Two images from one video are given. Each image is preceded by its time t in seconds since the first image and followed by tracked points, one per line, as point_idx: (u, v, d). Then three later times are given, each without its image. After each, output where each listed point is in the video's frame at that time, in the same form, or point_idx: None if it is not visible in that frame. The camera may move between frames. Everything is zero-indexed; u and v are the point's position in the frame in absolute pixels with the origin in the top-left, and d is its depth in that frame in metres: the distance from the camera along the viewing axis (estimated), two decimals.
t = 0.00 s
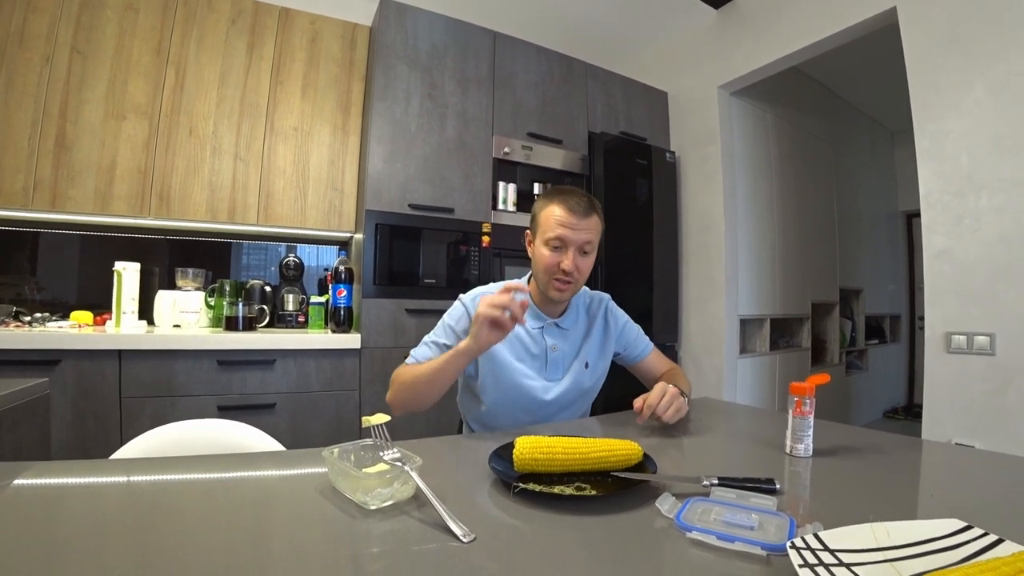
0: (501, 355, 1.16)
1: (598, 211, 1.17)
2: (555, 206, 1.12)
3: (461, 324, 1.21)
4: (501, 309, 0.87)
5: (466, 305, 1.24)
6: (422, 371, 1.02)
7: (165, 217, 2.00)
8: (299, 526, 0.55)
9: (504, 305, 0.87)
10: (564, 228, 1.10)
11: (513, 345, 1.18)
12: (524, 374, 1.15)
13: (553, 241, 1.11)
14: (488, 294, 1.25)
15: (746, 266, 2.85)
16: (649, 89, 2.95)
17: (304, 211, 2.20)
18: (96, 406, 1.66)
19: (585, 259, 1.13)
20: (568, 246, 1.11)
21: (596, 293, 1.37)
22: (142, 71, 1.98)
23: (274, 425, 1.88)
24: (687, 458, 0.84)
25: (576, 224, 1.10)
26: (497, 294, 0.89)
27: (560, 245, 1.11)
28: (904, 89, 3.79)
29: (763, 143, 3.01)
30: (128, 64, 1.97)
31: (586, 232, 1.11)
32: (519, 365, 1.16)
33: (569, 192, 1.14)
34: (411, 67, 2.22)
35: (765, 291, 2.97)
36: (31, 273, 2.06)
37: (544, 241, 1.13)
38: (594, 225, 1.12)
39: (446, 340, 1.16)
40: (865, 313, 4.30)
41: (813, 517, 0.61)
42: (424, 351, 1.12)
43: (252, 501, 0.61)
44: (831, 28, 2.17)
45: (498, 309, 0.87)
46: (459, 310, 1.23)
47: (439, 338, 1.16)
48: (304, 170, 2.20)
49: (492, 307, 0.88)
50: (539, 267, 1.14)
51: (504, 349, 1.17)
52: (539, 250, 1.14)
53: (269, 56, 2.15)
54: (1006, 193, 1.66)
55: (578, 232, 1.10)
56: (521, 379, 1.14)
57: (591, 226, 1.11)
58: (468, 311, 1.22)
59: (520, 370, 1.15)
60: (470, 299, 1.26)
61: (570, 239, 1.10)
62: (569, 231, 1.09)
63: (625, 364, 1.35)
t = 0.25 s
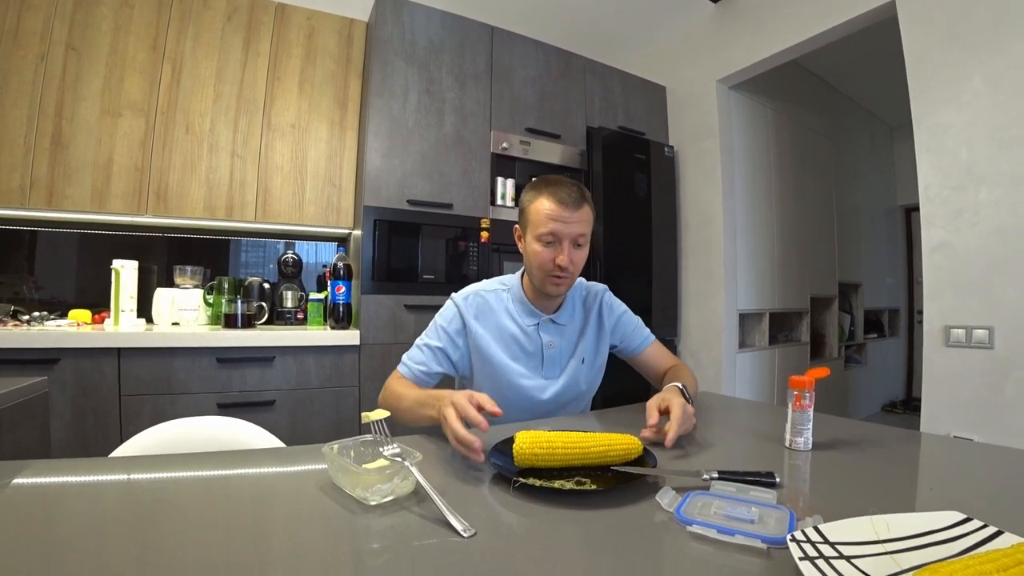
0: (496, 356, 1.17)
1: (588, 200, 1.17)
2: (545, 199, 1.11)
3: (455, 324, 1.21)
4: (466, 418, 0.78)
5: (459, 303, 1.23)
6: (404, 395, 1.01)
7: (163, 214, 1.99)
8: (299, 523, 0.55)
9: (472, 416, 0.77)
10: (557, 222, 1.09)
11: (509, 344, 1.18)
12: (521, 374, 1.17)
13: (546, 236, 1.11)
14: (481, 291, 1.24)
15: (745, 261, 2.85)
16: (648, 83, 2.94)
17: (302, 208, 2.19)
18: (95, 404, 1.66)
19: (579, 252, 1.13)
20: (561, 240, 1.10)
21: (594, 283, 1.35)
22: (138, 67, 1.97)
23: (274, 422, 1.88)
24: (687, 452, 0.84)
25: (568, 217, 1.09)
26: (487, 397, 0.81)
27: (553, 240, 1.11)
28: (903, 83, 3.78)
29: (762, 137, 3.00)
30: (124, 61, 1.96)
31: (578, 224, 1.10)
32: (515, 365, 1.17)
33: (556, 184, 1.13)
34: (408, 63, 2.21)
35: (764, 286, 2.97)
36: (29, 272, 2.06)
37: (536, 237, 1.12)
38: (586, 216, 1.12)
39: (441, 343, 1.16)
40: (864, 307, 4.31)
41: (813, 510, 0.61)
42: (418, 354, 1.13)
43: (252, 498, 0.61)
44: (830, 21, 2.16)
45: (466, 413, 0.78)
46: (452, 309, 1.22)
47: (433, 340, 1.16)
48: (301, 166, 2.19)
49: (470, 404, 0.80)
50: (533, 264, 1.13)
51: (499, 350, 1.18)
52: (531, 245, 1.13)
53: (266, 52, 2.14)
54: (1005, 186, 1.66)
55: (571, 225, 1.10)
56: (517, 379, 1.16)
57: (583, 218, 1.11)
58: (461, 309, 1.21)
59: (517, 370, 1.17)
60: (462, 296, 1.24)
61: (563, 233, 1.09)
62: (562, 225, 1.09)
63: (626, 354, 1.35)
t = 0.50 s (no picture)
0: (493, 356, 1.17)
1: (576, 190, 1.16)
2: (531, 194, 1.10)
3: (450, 324, 1.21)
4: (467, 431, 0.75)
5: (454, 302, 1.22)
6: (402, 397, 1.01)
7: (161, 212, 1.99)
8: (299, 518, 0.55)
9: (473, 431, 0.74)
10: (546, 216, 1.08)
11: (505, 343, 1.19)
12: (518, 373, 1.17)
13: (537, 232, 1.10)
14: (475, 290, 1.24)
15: (745, 255, 2.85)
16: (646, 77, 2.93)
17: (301, 204, 2.19)
18: (95, 402, 1.66)
19: (572, 244, 1.12)
20: (552, 235, 1.10)
21: (592, 276, 1.34)
22: (134, 64, 1.96)
23: (275, 419, 1.88)
24: (687, 446, 0.84)
25: (558, 210, 1.08)
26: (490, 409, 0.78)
27: (545, 236, 1.10)
28: (902, 76, 3.77)
29: (761, 131, 2.99)
30: (120, 57, 1.94)
31: (568, 216, 1.10)
32: (511, 364, 1.18)
33: (543, 176, 1.11)
34: (406, 58, 2.20)
35: (764, 280, 2.97)
36: (27, 271, 2.06)
37: (527, 233, 1.11)
38: (575, 208, 1.11)
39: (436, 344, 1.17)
40: (863, 301, 4.31)
41: (813, 503, 0.61)
42: (413, 354, 1.13)
43: (252, 494, 0.61)
44: (829, 14, 2.15)
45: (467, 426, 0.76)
46: (446, 308, 1.22)
47: (428, 341, 1.16)
48: (300, 162, 2.18)
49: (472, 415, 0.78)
50: (526, 261, 1.12)
51: (495, 349, 1.18)
52: (523, 242, 1.13)
53: (262, 48, 2.13)
54: (1005, 179, 1.66)
55: (561, 218, 1.09)
56: (515, 378, 1.16)
57: (572, 210, 1.10)
58: (456, 308, 1.21)
59: (513, 370, 1.17)
60: (457, 294, 1.24)
61: (554, 227, 1.09)
62: (552, 219, 1.08)
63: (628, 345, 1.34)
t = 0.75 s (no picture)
0: (487, 352, 1.18)
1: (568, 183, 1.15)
2: (522, 189, 1.10)
3: (444, 320, 1.22)
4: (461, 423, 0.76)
5: (447, 299, 1.23)
6: (395, 393, 1.02)
7: (157, 205, 1.98)
8: (296, 512, 0.55)
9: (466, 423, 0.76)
10: (535, 212, 1.08)
11: (499, 339, 1.19)
12: (513, 370, 1.17)
13: (527, 228, 1.10)
14: (469, 286, 1.24)
15: (742, 250, 2.85)
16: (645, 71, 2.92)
17: (298, 198, 2.18)
18: (92, 397, 1.65)
19: (563, 240, 1.12)
20: (542, 231, 1.10)
21: (587, 269, 1.34)
22: (129, 56, 1.94)
23: (272, 413, 1.88)
24: (684, 439, 0.84)
25: (548, 206, 1.08)
26: (483, 404, 0.80)
27: (535, 232, 1.10)
28: (901, 71, 3.77)
29: (759, 126, 2.99)
30: (114, 49, 1.93)
31: (558, 212, 1.09)
32: (506, 360, 1.18)
33: (533, 171, 1.11)
34: (403, 51, 2.19)
35: (761, 275, 2.98)
36: (23, 265, 2.04)
37: (517, 229, 1.11)
38: (566, 203, 1.10)
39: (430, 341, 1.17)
40: (861, 296, 4.32)
41: (809, 496, 0.62)
42: (407, 352, 1.14)
43: (249, 488, 0.61)
44: (829, 8, 2.14)
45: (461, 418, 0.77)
46: (440, 305, 1.22)
47: (422, 338, 1.17)
48: (297, 156, 2.17)
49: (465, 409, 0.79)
50: (518, 257, 1.13)
51: (490, 345, 1.19)
52: (514, 238, 1.13)
53: (259, 40, 2.11)
54: (1002, 175, 1.66)
55: (551, 214, 1.09)
56: (510, 374, 1.16)
57: (563, 206, 1.10)
58: (449, 305, 1.22)
59: (509, 366, 1.17)
60: (450, 290, 1.24)
61: (544, 223, 1.09)
62: (542, 216, 1.08)
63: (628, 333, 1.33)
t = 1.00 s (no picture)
0: (486, 350, 1.17)
1: (560, 178, 1.15)
2: (511, 184, 1.11)
3: (443, 318, 1.22)
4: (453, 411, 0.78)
5: (446, 296, 1.23)
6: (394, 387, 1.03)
7: (156, 201, 1.97)
8: (296, 508, 0.55)
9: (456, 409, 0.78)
10: (521, 206, 1.09)
11: (499, 336, 1.19)
12: (512, 367, 1.17)
13: (514, 222, 1.11)
14: (468, 283, 1.24)
15: (742, 247, 2.85)
16: (645, 67, 2.91)
17: (297, 193, 2.17)
18: (91, 392, 1.65)
19: (551, 235, 1.12)
20: (529, 225, 1.10)
21: (588, 266, 1.34)
22: (127, 51, 1.93)
23: (272, 408, 1.88)
24: (684, 435, 0.84)
25: (533, 200, 1.09)
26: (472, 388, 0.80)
27: (521, 226, 1.11)
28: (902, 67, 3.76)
29: (760, 122, 2.98)
30: (112, 44, 1.91)
31: (545, 206, 1.09)
32: (505, 358, 1.18)
33: (524, 165, 1.12)
34: (403, 45, 2.18)
35: (761, 271, 2.98)
36: (21, 261, 2.04)
37: (506, 223, 1.13)
38: (553, 197, 1.10)
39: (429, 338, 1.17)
40: (860, 293, 4.32)
41: (808, 492, 0.62)
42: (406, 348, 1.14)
43: (249, 484, 0.61)
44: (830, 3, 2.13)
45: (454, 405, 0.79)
46: (439, 302, 1.22)
47: (420, 336, 1.17)
48: (296, 151, 2.17)
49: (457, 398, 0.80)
50: (508, 251, 1.14)
51: (489, 342, 1.19)
52: (505, 232, 1.15)
53: (257, 35, 2.10)
54: (1003, 172, 1.66)
55: (536, 208, 1.09)
56: (509, 372, 1.16)
57: (550, 200, 1.10)
58: (449, 302, 1.22)
59: (508, 364, 1.17)
60: (449, 288, 1.24)
61: (529, 217, 1.09)
62: (527, 209, 1.09)
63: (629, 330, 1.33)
